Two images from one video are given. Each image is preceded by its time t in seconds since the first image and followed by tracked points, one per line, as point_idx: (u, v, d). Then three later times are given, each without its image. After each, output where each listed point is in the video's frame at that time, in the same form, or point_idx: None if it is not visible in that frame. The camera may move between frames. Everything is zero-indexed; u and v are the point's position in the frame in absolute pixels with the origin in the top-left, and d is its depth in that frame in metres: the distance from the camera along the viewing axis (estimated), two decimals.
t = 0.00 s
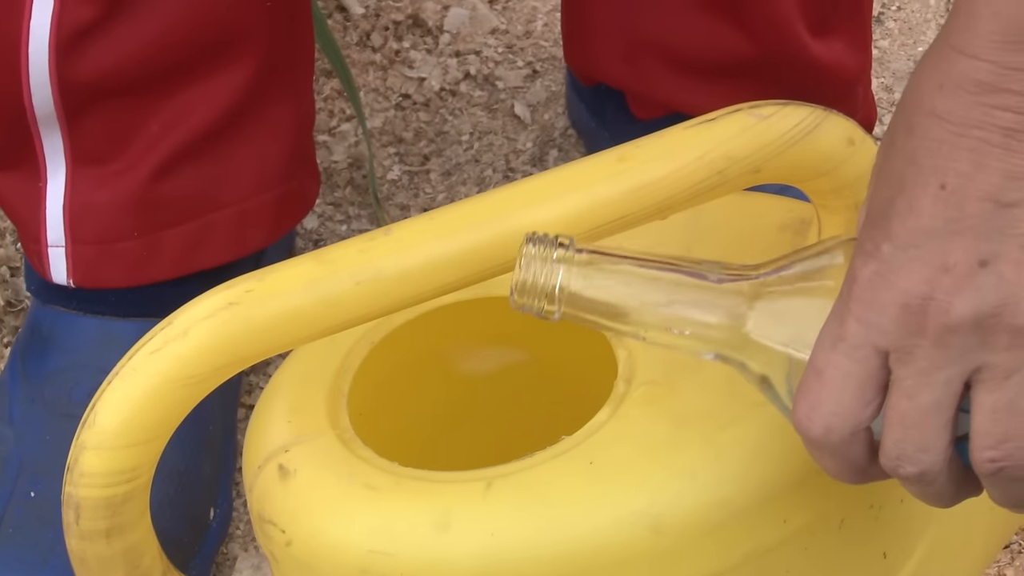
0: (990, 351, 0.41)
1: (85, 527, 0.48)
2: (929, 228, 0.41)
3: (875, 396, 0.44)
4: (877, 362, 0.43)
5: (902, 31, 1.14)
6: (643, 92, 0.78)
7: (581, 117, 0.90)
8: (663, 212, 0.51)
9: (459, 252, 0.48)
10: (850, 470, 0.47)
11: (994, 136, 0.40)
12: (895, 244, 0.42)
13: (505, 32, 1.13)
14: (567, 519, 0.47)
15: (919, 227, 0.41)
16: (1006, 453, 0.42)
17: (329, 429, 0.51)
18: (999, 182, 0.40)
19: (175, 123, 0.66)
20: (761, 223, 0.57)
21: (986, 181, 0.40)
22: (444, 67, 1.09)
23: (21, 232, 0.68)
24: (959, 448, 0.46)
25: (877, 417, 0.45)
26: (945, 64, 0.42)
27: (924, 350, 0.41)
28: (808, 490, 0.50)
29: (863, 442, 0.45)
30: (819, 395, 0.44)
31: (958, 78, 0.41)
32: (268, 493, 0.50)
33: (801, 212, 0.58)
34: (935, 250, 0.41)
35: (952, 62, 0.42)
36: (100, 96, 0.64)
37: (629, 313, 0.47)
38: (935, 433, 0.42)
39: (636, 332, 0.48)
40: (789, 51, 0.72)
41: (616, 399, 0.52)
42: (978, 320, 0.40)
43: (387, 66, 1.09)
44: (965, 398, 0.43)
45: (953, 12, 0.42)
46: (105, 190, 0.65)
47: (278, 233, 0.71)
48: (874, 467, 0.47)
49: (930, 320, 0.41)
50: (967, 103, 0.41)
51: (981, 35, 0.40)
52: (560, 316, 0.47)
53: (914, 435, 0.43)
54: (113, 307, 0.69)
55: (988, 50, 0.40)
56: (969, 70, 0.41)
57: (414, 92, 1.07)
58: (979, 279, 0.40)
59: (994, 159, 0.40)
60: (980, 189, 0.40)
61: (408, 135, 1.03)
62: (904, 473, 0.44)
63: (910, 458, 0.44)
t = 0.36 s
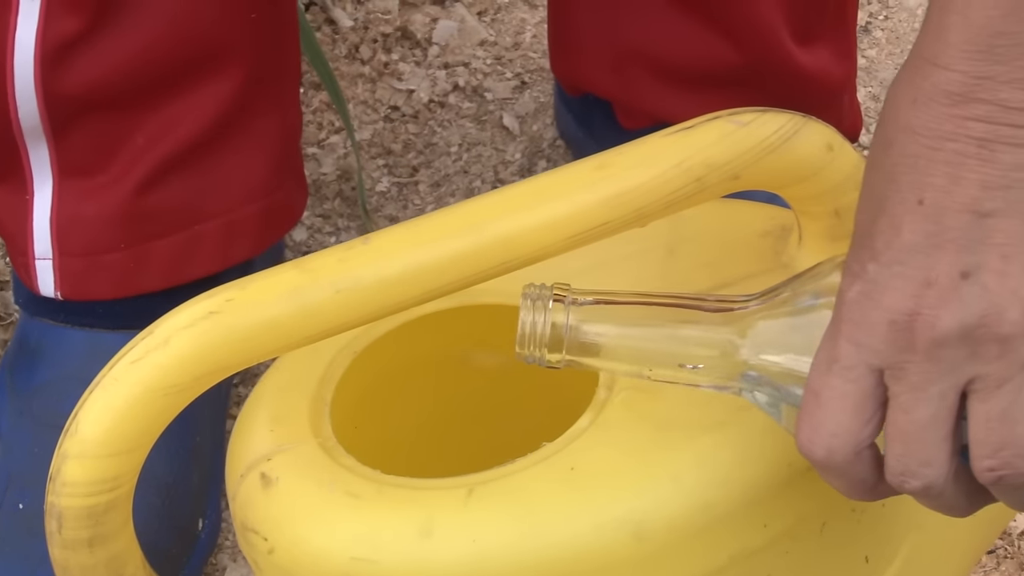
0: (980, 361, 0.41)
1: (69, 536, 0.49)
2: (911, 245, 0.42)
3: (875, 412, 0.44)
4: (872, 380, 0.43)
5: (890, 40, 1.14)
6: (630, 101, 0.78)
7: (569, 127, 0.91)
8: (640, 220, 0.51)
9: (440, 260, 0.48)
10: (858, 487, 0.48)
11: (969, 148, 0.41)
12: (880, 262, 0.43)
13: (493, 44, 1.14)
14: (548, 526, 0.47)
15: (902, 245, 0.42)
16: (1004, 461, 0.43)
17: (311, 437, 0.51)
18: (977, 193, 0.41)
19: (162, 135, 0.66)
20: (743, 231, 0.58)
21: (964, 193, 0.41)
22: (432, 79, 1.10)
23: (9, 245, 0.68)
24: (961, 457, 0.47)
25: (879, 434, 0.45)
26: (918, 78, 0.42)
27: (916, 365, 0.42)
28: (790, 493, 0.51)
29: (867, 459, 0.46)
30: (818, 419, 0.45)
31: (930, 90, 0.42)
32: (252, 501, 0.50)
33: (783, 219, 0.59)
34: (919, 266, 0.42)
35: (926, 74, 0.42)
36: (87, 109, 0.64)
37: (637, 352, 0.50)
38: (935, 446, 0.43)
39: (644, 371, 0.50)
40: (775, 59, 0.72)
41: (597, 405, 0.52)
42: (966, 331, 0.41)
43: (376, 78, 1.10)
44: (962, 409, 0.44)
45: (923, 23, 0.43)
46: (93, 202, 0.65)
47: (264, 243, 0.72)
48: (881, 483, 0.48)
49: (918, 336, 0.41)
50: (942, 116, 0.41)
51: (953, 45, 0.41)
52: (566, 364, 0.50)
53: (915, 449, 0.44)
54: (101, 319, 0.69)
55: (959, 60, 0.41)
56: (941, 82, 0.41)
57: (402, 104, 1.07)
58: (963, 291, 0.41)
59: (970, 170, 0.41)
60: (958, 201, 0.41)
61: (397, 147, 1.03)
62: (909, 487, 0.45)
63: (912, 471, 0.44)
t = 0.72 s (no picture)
0: (930, 343, 0.41)
1: (34, 532, 0.49)
2: (858, 229, 0.42)
3: (832, 398, 0.45)
4: (827, 365, 0.44)
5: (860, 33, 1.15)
6: (594, 92, 0.79)
7: (536, 121, 0.91)
8: (603, 209, 0.51)
9: (400, 251, 0.48)
10: (822, 475, 0.47)
11: (913, 131, 0.42)
12: (829, 247, 0.43)
13: (462, 39, 1.14)
14: (511, 516, 0.47)
15: (852, 230, 0.42)
16: (960, 443, 0.42)
17: (276, 430, 0.51)
18: (923, 176, 0.41)
19: (126, 132, 0.67)
20: (706, 221, 0.58)
21: (910, 176, 0.41)
22: (401, 75, 1.10)
23: None
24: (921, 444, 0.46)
25: (838, 420, 0.45)
26: (865, 61, 0.43)
27: (869, 349, 0.42)
28: (753, 481, 0.51)
29: (828, 445, 0.46)
30: (775, 405, 0.45)
31: (876, 74, 0.43)
32: (218, 495, 0.50)
33: (745, 207, 0.59)
34: (866, 250, 0.42)
35: (872, 58, 0.43)
36: (52, 108, 0.64)
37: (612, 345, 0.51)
38: (891, 430, 0.43)
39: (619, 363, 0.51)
40: (739, 49, 0.73)
41: (561, 395, 0.52)
42: (915, 314, 0.41)
43: (345, 75, 1.11)
44: (916, 393, 0.44)
45: (870, 10, 0.43)
46: (58, 200, 0.65)
47: (231, 240, 0.72)
48: (846, 470, 0.47)
49: (867, 320, 0.42)
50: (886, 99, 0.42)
51: (897, 29, 0.41)
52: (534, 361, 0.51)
53: (872, 434, 0.43)
54: (68, 316, 0.70)
55: (902, 43, 0.41)
56: (886, 65, 0.42)
57: (371, 100, 1.08)
58: (910, 274, 0.41)
59: (915, 153, 0.41)
60: (905, 184, 0.41)
61: (366, 143, 1.04)
62: (868, 472, 0.45)
63: (870, 454, 0.44)
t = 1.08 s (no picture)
0: (899, 335, 0.41)
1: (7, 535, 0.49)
2: (826, 224, 0.42)
3: (806, 391, 0.45)
4: (799, 359, 0.44)
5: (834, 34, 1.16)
6: (563, 92, 0.80)
7: (512, 125, 0.92)
8: (570, 208, 0.51)
9: (371, 252, 0.49)
10: (798, 469, 0.48)
11: (876, 124, 0.42)
12: (797, 243, 0.43)
13: (434, 43, 1.15)
14: (483, 514, 0.48)
15: (822, 224, 0.43)
16: (934, 434, 0.43)
17: (248, 432, 0.51)
18: (888, 169, 0.42)
19: (100, 137, 0.67)
20: (672, 220, 0.59)
21: (875, 170, 0.42)
22: (374, 79, 1.11)
23: None
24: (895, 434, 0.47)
25: (811, 413, 0.46)
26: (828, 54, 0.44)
27: (840, 343, 0.42)
28: (724, 478, 0.51)
29: (804, 439, 0.46)
30: (747, 400, 0.45)
31: (838, 67, 0.43)
32: (191, 498, 0.50)
33: (712, 206, 0.60)
34: (834, 245, 0.42)
35: (834, 51, 0.43)
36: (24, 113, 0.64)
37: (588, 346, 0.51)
38: (865, 422, 0.43)
39: (598, 365, 0.51)
40: (708, 48, 0.74)
41: (532, 393, 0.53)
42: (883, 307, 0.41)
43: (318, 79, 1.11)
44: (888, 385, 0.44)
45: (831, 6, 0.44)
46: (32, 206, 0.66)
47: (206, 243, 0.73)
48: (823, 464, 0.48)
49: (836, 313, 0.42)
50: (850, 93, 0.43)
51: (858, 23, 0.42)
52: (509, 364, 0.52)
53: (846, 427, 0.43)
54: (42, 322, 0.70)
55: (863, 37, 0.42)
56: (848, 59, 0.43)
57: (345, 104, 1.08)
58: (877, 267, 0.41)
59: (879, 147, 0.42)
60: (870, 178, 0.42)
61: (340, 147, 1.04)
62: (843, 464, 0.45)
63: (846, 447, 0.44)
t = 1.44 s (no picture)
0: (888, 319, 0.41)
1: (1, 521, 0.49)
2: (815, 209, 0.43)
3: (795, 375, 0.45)
4: (789, 344, 0.44)
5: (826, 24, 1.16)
6: (556, 80, 0.80)
7: (502, 111, 0.92)
8: (561, 195, 0.52)
9: (363, 239, 0.49)
10: (787, 452, 0.48)
11: (865, 108, 0.42)
12: (787, 227, 0.43)
13: (426, 32, 1.15)
14: (476, 499, 0.48)
15: (812, 208, 0.43)
16: (921, 418, 0.42)
17: (241, 419, 0.52)
18: (876, 154, 0.42)
19: (91, 126, 0.67)
20: (667, 206, 0.59)
21: (864, 154, 0.42)
22: (366, 68, 1.11)
23: None
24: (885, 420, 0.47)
25: (801, 398, 0.46)
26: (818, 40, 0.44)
27: (829, 327, 0.42)
28: (717, 463, 0.51)
29: (793, 423, 0.46)
30: (738, 385, 0.45)
31: (828, 52, 0.43)
32: (184, 484, 0.50)
33: (705, 193, 0.60)
34: (823, 229, 0.42)
35: (824, 36, 0.43)
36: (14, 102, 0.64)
37: (580, 331, 0.51)
38: (854, 407, 0.43)
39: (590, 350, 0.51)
40: (700, 35, 0.74)
41: (525, 378, 0.53)
42: (872, 291, 0.41)
43: (310, 68, 1.11)
44: (878, 370, 0.44)
45: None
46: (23, 195, 0.66)
47: (198, 230, 0.73)
48: (812, 448, 0.48)
49: (825, 297, 0.42)
50: (839, 78, 0.43)
51: (849, 8, 0.42)
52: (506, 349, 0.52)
53: (834, 411, 0.43)
54: (35, 311, 0.70)
55: (853, 21, 0.42)
56: (838, 43, 0.43)
57: (337, 93, 1.08)
58: (866, 251, 0.41)
59: (868, 131, 0.42)
60: (859, 161, 0.42)
61: (332, 136, 1.04)
62: (833, 448, 0.45)
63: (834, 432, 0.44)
